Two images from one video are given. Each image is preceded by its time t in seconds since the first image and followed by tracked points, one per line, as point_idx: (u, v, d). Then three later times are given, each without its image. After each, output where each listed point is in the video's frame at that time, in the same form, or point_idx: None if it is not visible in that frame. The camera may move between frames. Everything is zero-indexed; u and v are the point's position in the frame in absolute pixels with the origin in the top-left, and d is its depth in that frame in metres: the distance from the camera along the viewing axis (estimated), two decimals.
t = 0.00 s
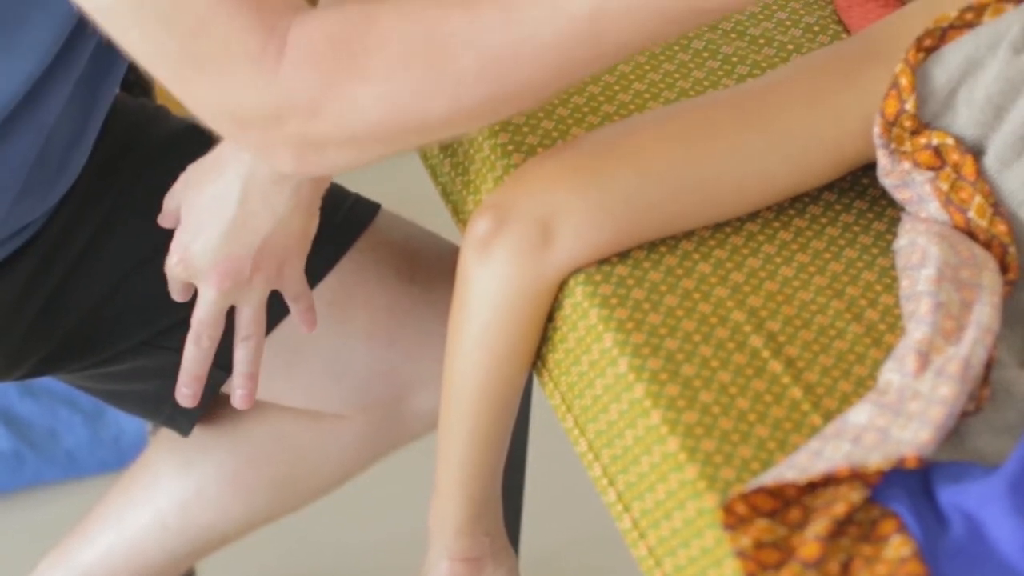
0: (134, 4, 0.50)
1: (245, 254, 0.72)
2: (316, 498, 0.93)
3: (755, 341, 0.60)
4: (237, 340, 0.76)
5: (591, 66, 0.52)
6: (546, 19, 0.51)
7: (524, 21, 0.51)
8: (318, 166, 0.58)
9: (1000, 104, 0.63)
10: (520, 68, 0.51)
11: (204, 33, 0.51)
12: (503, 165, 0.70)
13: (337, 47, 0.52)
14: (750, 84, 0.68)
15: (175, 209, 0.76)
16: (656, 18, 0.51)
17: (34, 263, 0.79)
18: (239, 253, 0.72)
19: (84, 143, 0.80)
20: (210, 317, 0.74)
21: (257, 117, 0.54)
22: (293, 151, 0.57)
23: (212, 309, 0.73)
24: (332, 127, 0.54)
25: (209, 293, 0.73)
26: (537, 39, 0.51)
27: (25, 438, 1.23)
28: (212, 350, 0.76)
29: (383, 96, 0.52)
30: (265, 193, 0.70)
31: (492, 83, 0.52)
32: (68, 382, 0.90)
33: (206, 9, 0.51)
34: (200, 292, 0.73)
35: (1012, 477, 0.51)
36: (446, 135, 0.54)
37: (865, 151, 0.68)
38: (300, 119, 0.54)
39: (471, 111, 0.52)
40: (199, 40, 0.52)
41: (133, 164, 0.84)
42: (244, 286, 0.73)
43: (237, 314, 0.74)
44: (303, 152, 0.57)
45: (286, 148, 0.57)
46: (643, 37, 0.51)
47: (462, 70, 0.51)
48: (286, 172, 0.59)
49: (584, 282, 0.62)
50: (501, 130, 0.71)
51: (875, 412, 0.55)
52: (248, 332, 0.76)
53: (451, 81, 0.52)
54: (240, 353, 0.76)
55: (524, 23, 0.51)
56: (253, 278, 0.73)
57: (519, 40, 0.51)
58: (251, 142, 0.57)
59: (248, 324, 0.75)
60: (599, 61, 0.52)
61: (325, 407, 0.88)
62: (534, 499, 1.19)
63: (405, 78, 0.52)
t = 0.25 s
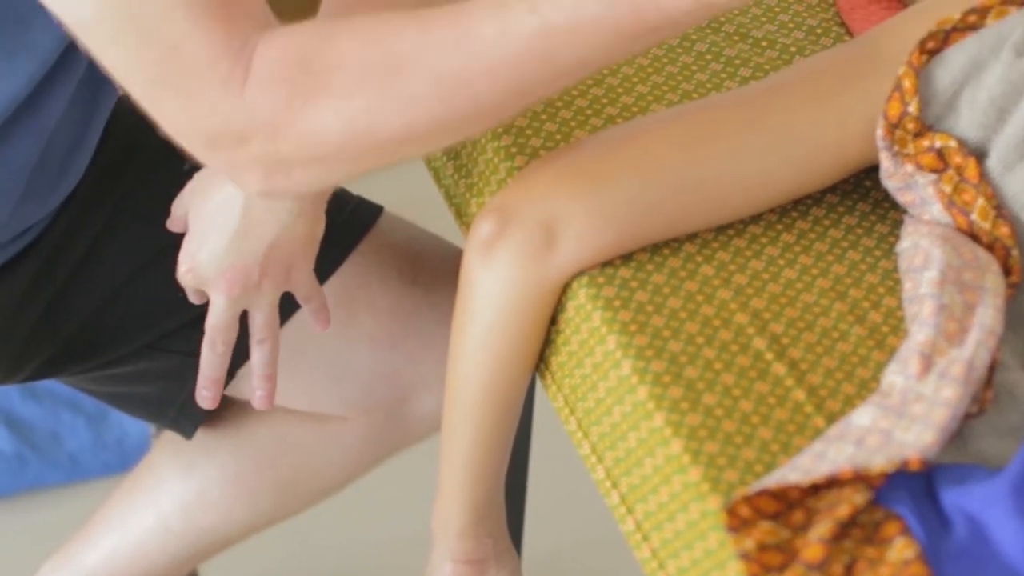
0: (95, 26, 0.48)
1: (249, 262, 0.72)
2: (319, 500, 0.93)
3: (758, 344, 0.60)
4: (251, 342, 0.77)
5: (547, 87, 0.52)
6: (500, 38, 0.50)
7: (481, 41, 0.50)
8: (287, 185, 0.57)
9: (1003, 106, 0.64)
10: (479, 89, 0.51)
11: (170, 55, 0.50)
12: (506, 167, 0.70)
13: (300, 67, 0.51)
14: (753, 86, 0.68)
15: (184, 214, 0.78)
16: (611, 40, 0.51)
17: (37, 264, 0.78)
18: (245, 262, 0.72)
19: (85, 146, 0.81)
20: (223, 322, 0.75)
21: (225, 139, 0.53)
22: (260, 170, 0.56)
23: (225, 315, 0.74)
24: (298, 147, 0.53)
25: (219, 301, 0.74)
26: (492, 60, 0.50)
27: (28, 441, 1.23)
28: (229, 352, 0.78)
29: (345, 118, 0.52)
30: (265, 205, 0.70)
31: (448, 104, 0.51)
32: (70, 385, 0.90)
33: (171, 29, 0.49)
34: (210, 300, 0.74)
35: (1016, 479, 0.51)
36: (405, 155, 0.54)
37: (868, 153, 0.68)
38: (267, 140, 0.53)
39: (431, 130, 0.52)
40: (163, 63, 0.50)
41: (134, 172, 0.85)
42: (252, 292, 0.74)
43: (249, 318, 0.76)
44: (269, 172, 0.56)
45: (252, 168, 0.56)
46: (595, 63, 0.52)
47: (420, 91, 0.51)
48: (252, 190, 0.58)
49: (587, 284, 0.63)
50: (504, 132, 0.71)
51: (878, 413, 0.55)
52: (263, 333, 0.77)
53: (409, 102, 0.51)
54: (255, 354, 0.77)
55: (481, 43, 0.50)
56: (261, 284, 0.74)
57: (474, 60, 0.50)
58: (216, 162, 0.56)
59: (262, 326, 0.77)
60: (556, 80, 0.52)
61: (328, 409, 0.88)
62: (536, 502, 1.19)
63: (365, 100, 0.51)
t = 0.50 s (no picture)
0: (91, 28, 0.50)
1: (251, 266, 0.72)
2: (323, 500, 0.93)
3: (763, 344, 0.60)
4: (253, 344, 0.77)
5: (530, 100, 0.53)
6: (484, 50, 0.52)
7: (466, 52, 0.52)
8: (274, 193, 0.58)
9: (1007, 107, 0.64)
10: (462, 99, 0.53)
11: (163, 60, 0.51)
12: (511, 168, 0.70)
13: (291, 75, 0.53)
14: (758, 87, 0.68)
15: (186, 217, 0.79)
16: (594, 54, 0.52)
17: (41, 265, 0.79)
18: (247, 265, 0.72)
19: (89, 146, 0.81)
20: (224, 324, 0.75)
21: (214, 144, 0.55)
22: (247, 178, 0.57)
23: (225, 317, 0.75)
24: (286, 155, 0.55)
25: (221, 303, 0.74)
26: (474, 71, 0.52)
27: (32, 441, 1.23)
28: (230, 353, 0.78)
29: (332, 126, 0.53)
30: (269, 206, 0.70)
31: (432, 115, 0.53)
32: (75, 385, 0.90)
33: (161, 35, 0.50)
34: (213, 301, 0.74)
35: (1021, 479, 0.51)
36: (392, 165, 0.56)
37: (873, 153, 0.68)
38: (255, 146, 0.55)
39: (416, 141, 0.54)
40: (155, 68, 0.51)
41: (134, 176, 0.85)
42: (253, 295, 0.74)
43: (251, 320, 0.76)
44: (256, 180, 0.57)
45: (240, 175, 0.57)
46: (578, 76, 0.53)
47: (405, 101, 0.52)
48: (241, 197, 0.60)
49: (592, 284, 0.63)
50: (509, 133, 0.71)
51: (883, 414, 0.55)
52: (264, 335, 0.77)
53: (394, 111, 0.53)
54: (256, 356, 0.77)
55: (465, 54, 0.52)
56: (262, 286, 0.74)
57: (458, 71, 0.52)
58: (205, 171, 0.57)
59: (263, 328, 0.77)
60: (537, 93, 0.53)
61: (332, 410, 0.88)
62: (540, 502, 1.19)
63: (352, 109, 0.53)
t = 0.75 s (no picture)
0: (83, 32, 0.49)
1: (257, 263, 0.73)
2: (328, 499, 0.93)
3: (769, 343, 0.60)
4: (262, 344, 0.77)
5: (511, 103, 0.51)
6: (467, 49, 0.50)
7: (448, 53, 0.50)
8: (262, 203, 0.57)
9: (1013, 106, 0.64)
10: (446, 101, 0.51)
11: (156, 66, 0.50)
12: (516, 166, 0.70)
13: (278, 80, 0.51)
14: (762, 85, 0.68)
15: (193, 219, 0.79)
16: (574, 52, 0.50)
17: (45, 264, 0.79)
18: (254, 264, 0.73)
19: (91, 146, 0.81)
20: (233, 324, 0.76)
21: (207, 152, 0.53)
22: (241, 187, 0.55)
23: (235, 317, 0.75)
24: (276, 162, 0.53)
25: (229, 304, 0.74)
26: (457, 73, 0.50)
27: (36, 439, 1.23)
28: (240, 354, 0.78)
29: (318, 130, 0.52)
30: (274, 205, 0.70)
31: (414, 121, 0.51)
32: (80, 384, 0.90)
33: (157, 38, 0.49)
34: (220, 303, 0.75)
35: None
36: (384, 168, 0.54)
37: (878, 152, 0.68)
38: (246, 154, 0.53)
39: (406, 142, 0.52)
40: (147, 74, 0.50)
41: (135, 180, 0.85)
42: (261, 295, 0.75)
43: (260, 320, 0.76)
44: (250, 189, 0.56)
45: (233, 184, 0.56)
46: (562, 75, 0.51)
47: (390, 105, 0.51)
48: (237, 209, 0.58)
49: (597, 283, 0.63)
50: (514, 132, 0.72)
51: (889, 413, 0.55)
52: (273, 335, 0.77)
53: (379, 114, 0.51)
54: (267, 357, 0.77)
55: (447, 55, 0.50)
56: (270, 286, 0.75)
57: (440, 74, 0.50)
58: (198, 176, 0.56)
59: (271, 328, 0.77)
60: (522, 93, 0.51)
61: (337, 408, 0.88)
62: (545, 501, 1.19)
63: (338, 113, 0.51)
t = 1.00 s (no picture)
0: (87, 47, 0.51)
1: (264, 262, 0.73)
2: (334, 496, 0.93)
3: (775, 340, 0.60)
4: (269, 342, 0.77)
5: (508, 112, 0.53)
6: (459, 62, 0.51)
7: (439, 65, 0.52)
8: (266, 215, 0.59)
9: (1020, 104, 0.63)
10: (438, 112, 0.52)
11: (156, 80, 0.52)
12: (521, 164, 0.70)
13: (274, 93, 0.54)
14: (768, 83, 0.68)
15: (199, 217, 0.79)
16: (562, 62, 0.51)
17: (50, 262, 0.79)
18: (260, 262, 0.73)
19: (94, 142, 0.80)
20: (239, 322, 0.76)
21: (204, 164, 0.56)
22: (240, 198, 0.57)
23: (241, 315, 0.75)
24: (273, 172, 0.55)
25: (235, 301, 0.74)
26: (448, 84, 0.52)
27: (41, 436, 1.24)
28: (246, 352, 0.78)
29: (317, 141, 0.54)
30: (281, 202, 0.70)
31: (407, 133, 0.53)
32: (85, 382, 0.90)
33: (155, 53, 0.52)
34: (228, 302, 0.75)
35: None
36: (380, 179, 0.56)
37: (884, 149, 0.68)
38: (245, 165, 0.56)
39: (398, 158, 0.54)
40: (146, 88, 0.53)
41: (138, 183, 0.85)
42: (268, 292, 0.75)
43: (266, 318, 0.76)
44: (249, 200, 0.57)
45: (233, 196, 0.57)
46: (551, 85, 0.52)
47: (383, 116, 0.53)
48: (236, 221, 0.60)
49: (603, 280, 0.63)
50: (520, 129, 0.72)
51: (895, 410, 0.55)
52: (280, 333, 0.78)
53: (372, 125, 0.53)
54: (273, 354, 0.78)
55: (438, 67, 0.52)
56: (277, 284, 0.75)
57: (432, 87, 0.52)
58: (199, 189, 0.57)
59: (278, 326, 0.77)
60: (514, 103, 0.52)
61: (342, 406, 0.88)
62: (551, 498, 1.19)
63: (334, 124, 0.53)
